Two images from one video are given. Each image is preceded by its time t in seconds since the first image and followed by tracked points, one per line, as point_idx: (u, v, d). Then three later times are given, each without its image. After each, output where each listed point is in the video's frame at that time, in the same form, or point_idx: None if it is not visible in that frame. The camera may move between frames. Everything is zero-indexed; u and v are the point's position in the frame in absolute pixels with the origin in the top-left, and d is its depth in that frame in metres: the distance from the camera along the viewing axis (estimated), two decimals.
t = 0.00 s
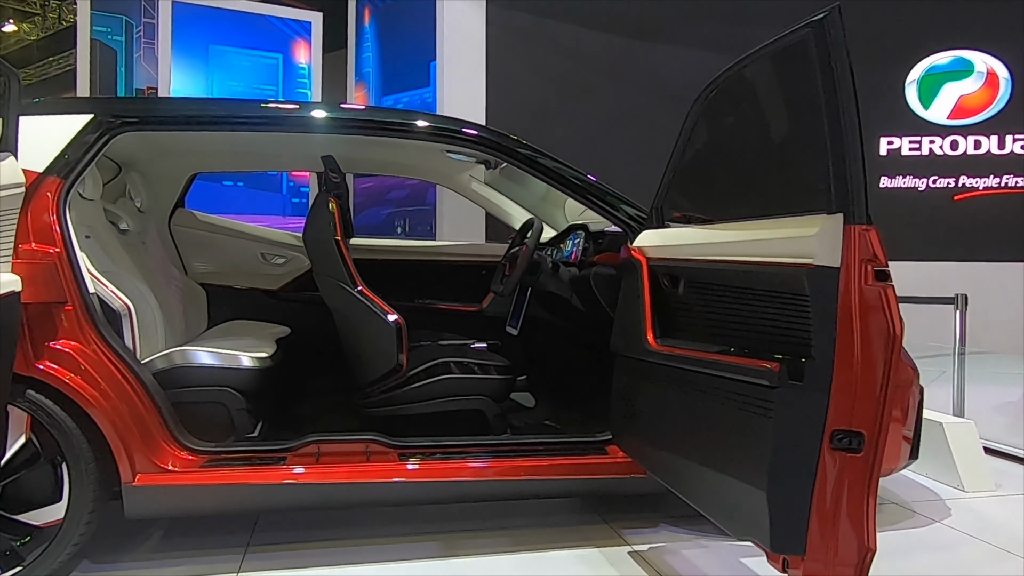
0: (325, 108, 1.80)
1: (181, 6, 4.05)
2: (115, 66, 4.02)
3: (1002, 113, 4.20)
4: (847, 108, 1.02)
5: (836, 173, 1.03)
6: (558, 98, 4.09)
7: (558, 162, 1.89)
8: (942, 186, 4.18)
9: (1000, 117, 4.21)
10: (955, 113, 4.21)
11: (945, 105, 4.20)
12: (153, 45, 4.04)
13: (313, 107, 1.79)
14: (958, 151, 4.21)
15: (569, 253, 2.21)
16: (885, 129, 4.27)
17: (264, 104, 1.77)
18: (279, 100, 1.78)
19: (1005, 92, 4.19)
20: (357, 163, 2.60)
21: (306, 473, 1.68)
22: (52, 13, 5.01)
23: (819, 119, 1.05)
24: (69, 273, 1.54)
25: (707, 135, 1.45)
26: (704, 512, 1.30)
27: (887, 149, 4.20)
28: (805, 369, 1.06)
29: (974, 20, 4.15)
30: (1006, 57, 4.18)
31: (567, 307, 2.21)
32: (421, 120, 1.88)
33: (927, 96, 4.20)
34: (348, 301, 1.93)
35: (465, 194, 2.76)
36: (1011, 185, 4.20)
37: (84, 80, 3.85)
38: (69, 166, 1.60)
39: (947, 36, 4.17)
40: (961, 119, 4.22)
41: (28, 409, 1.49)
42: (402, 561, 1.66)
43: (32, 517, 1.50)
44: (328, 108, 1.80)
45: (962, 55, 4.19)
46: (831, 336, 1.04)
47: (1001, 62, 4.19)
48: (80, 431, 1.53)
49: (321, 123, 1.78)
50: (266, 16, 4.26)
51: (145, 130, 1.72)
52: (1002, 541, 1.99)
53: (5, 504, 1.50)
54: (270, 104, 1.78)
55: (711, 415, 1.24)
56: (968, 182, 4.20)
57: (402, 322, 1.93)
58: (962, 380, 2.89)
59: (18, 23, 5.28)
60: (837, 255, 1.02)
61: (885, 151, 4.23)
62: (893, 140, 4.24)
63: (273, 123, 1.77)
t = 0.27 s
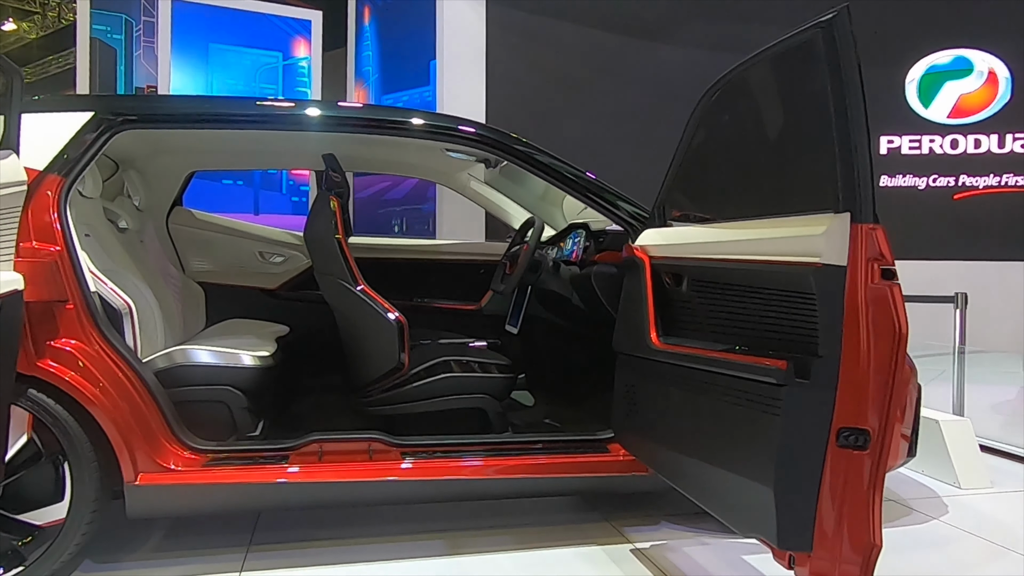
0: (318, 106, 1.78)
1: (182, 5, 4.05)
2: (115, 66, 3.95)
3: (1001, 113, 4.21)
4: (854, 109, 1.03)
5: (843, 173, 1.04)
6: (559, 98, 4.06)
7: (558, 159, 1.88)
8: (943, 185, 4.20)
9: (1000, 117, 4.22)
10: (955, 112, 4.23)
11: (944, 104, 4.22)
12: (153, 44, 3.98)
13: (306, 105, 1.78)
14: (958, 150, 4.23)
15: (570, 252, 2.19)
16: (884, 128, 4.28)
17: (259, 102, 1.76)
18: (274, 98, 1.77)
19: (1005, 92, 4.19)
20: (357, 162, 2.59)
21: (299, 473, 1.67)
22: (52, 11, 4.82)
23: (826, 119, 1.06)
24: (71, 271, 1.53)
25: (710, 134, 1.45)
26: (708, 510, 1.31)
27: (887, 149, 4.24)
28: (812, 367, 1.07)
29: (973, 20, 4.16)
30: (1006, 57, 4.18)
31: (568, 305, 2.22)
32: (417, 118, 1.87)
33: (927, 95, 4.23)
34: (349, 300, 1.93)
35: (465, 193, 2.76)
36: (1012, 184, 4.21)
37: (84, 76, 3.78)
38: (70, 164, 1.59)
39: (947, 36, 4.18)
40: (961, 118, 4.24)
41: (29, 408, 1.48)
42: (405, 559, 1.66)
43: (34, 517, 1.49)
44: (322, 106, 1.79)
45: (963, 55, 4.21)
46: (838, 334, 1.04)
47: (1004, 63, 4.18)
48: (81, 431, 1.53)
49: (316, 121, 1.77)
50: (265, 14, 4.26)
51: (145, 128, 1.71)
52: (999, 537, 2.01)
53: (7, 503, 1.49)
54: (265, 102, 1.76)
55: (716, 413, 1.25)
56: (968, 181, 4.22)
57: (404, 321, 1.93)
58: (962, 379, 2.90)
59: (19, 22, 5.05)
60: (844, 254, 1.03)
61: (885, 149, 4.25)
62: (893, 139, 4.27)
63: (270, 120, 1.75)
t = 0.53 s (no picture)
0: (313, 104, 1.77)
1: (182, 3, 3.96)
2: (115, 64, 3.92)
3: (1004, 112, 4.18)
4: (863, 109, 1.03)
5: (851, 171, 1.05)
6: (559, 96, 4.02)
7: (556, 155, 1.90)
8: (944, 184, 4.18)
9: (1002, 116, 4.20)
10: (956, 110, 4.21)
11: (945, 102, 4.20)
12: (154, 42, 3.93)
13: (302, 103, 1.77)
14: (960, 149, 4.21)
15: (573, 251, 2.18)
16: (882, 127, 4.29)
17: (255, 100, 1.75)
18: (270, 96, 1.76)
19: (1007, 90, 4.16)
20: (358, 160, 2.59)
21: (293, 471, 1.66)
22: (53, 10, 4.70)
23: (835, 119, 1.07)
24: (73, 270, 1.52)
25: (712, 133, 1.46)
26: (715, 507, 1.32)
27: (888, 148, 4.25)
28: (820, 365, 1.07)
29: (976, 18, 4.14)
30: (1008, 55, 4.13)
31: (569, 304, 2.22)
32: (411, 116, 1.86)
33: (927, 94, 4.21)
34: (352, 298, 1.92)
35: (465, 191, 2.75)
36: (1010, 184, 4.17)
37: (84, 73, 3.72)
38: (72, 163, 1.58)
39: (949, 34, 4.16)
40: (963, 116, 4.21)
41: (32, 407, 1.47)
42: (409, 557, 1.66)
43: (37, 516, 1.48)
44: (318, 105, 1.78)
45: (966, 53, 4.18)
46: (846, 332, 1.05)
47: (1004, 59, 4.14)
48: (85, 430, 1.52)
49: (311, 119, 1.76)
50: (266, 12, 4.19)
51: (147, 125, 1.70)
52: (998, 534, 2.02)
53: (10, 503, 1.48)
54: (261, 100, 1.75)
55: (723, 411, 1.25)
56: (969, 179, 4.20)
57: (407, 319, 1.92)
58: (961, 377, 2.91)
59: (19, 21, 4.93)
60: (853, 253, 1.04)
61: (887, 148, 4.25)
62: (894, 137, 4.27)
63: (266, 118, 1.74)
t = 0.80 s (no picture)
0: (308, 101, 1.77)
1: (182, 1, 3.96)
2: (116, 64, 3.84)
3: (1000, 112, 4.21)
4: (872, 109, 1.04)
5: (860, 170, 1.05)
6: (561, 94, 3.99)
7: (556, 153, 1.90)
8: (944, 183, 4.20)
9: (1000, 115, 4.22)
10: (957, 109, 4.23)
11: (946, 101, 4.22)
12: (154, 41, 3.85)
13: (297, 101, 1.76)
14: (961, 147, 4.23)
15: (573, 249, 2.19)
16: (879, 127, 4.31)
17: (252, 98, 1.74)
18: (268, 94, 1.75)
19: (1009, 88, 4.18)
20: (358, 159, 2.58)
21: (288, 470, 1.65)
22: (53, 8, 4.50)
23: (844, 118, 1.07)
24: (75, 268, 1.52)
25: (712, 133, 1.46)
26: (720, 505, 1.32)
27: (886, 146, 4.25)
28: (828, 362, 1.08)
29: (976, 18, 4.15)
30: (1010, 54, 4.15)
31: (570, 302, 2.23)
32: (406, 113, 1.86)
33: (928, 93, 4.22)
34: (355, 296, 1.92)
35: (463, 190, 2.75)
36: (1015, 181, 4.20)
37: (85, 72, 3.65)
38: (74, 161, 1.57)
39: (951, 34, 4.16)
40: (964, 115, 4.24)
41: (36, 407, 1.46)
42: (413, 556, 1.66)
43: (41, 516, 1.48)
44: (313, 103, 1.77)
45: (968, 51, 4.19)
46: (853, 330, 1.06)
47: (1005, 58, 4.16)
48: (89, 430, 1.52)
49: (306, 117, 1.76)
50: (266, 11, 4.20)
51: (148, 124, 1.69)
52: (997, 530, 2.04)
53: (13, 502, 1.48)
54: (258, 99, 1.74)
55: (729, 409, 1.26)
56: (971, 178, 4.22)
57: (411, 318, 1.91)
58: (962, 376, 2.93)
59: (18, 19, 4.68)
60: (861, 251, 1.05)
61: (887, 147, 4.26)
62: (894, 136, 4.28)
63: (263, 116, 1.73)
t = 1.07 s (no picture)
0: (303, 99, 1.75)
1: None
2: (117, 63, 3.81)
3: (999, 111, 4.24)
4: (880, 109, 1.05)
5: (867, 169, 1.06)
6: (561, 93, 3.98)
7: (557, 152, 1.89)
8: (945, 181, 4.22)
9: (999, 114, 4.25)
10: (959, 107, 4.25)
11: (948, 99, 4.25)
12: (155, 40, 3.86)
13: (292, 99, 1.75)
14: (961, 145, 4.25)
15: (574, 248, 2.20)
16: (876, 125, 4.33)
17: (248, 96, 1.73)
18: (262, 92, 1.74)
19: (1010, 86, 4.21)
20: (359, 157, 2.58)
21: (283, 469, 1.64)
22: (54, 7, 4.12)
23: (852, 118, 1.08)
24: (78, 267, 1.51)
25: (719, 132, 1.47)
26: (726, 501, 1.33)
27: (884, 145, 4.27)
28: (834, 360, 1.08)
29: (976, 17, 4.16)
30: (1012, 52, 4.18)
31: (572, 300, 2.23)
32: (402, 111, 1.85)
33: (930, 91, 4.24)
34: (356, 295, 1.92)
35: (463, 189, 2.75)
36: (1012, 180, 4.22)
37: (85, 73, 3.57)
38: (75, 160, 1.57)
39: (951, 33, 4.18)
40: (966, 112, 4.26)
41: (39, 407, 1.46)
42: (418, 555, 1.66)
43: (44, 517, 1.47)
44: (307, 101, 1.75)
45: (969, 49, 4.21)
46: (860, 328, 1.06)
47: (1006, 55, 4.18)
48: (92, 429, 1.51)
49: (300, 115, 1.74)
50: (268, 9, 4.14)
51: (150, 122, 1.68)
52: (996, 526, 2.05)
53: (15, 502, 1.47)
54: (253, 96, 1.74)
55: (735, 407, 1.26)
56: (971, 176, 4.23)
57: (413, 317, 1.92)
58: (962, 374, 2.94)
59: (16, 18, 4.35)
60: (867, 249, 1.05)
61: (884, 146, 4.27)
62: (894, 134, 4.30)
63: (257, 115, 1.72)
